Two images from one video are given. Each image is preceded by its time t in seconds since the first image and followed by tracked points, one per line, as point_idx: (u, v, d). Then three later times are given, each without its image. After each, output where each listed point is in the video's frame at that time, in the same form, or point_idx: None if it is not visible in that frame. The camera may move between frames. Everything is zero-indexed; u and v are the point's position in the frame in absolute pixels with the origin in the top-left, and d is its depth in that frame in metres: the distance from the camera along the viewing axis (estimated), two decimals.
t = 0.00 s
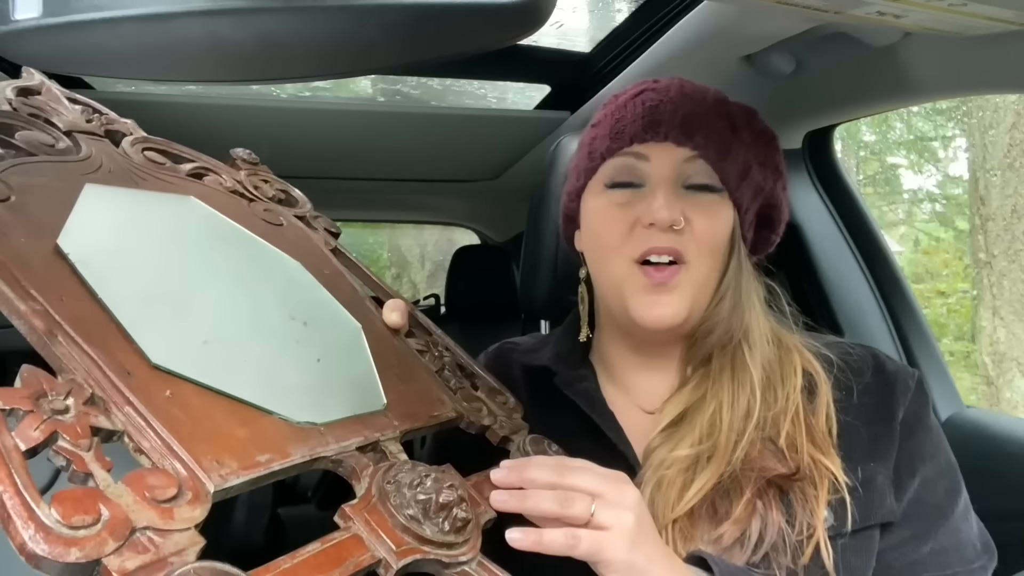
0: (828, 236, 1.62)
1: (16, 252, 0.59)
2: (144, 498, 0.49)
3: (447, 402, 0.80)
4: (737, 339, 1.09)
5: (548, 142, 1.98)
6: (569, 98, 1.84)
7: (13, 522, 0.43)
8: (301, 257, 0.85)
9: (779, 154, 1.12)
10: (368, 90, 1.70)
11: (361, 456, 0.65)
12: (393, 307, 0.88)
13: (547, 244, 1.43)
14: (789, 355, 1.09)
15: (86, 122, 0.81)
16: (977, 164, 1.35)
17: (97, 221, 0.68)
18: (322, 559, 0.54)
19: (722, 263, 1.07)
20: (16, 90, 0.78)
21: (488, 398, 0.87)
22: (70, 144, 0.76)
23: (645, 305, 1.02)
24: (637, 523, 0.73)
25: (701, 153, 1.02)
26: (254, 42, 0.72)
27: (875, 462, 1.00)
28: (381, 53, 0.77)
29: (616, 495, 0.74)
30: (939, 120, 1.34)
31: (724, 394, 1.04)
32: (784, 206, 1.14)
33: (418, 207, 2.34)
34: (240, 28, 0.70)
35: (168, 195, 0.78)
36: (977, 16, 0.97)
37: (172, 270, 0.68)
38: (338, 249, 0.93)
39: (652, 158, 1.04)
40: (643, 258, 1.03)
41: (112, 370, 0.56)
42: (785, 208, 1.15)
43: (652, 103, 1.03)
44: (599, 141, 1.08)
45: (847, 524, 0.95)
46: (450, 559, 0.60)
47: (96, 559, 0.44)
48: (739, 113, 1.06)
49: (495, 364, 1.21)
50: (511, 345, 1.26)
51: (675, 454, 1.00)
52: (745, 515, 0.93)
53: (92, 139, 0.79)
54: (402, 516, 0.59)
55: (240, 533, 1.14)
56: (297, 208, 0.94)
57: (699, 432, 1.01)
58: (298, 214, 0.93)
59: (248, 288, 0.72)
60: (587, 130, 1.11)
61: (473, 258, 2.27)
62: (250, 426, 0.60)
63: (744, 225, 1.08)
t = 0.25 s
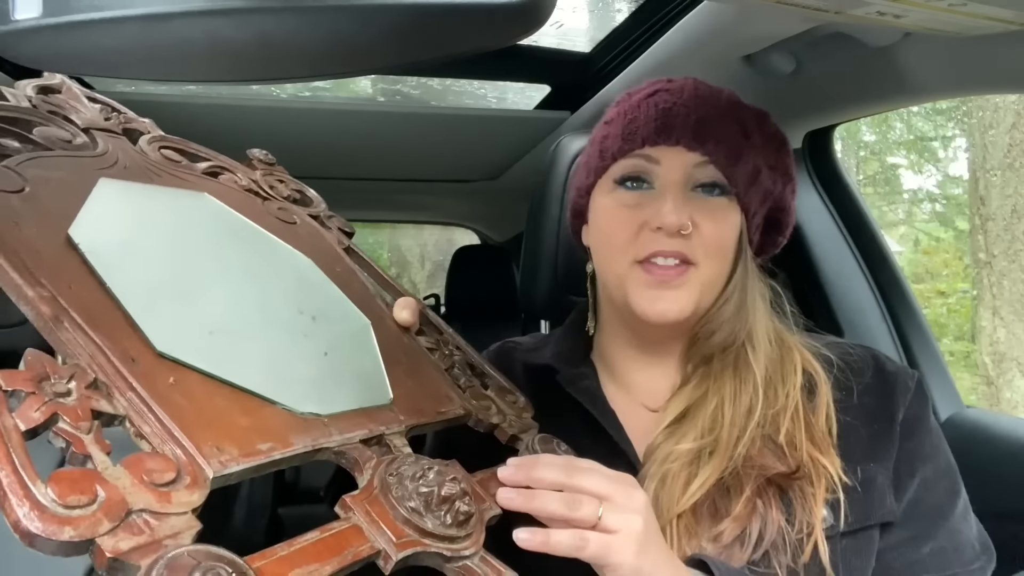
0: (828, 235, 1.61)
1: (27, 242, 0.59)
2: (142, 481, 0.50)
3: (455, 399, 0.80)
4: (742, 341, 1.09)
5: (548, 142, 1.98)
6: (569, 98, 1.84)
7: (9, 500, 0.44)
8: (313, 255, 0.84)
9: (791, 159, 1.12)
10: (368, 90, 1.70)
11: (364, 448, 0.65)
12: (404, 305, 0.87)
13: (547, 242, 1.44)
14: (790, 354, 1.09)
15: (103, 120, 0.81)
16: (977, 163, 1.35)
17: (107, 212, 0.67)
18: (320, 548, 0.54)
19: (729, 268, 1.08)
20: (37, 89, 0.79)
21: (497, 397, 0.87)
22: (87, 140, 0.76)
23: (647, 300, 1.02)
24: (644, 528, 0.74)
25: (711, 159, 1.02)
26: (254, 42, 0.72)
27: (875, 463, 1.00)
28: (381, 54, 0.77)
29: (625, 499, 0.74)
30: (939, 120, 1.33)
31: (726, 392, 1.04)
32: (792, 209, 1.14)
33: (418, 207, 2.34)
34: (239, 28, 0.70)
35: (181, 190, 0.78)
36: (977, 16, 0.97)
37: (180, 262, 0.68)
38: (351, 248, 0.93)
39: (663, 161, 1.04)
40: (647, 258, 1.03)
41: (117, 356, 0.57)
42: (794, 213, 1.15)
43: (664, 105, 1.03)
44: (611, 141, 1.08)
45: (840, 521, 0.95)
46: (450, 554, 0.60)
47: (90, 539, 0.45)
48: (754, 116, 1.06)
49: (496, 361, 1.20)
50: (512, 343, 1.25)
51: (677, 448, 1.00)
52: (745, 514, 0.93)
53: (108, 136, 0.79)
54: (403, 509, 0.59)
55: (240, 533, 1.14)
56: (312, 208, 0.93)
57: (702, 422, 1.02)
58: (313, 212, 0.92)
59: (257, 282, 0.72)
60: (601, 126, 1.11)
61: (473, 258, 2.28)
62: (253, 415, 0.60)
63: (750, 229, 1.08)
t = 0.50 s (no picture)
0: (829, 234, 1.60)
1: (40, 233, 0.60)
2: (140, 476, 0.50)
3: (463, 402, 0.79)
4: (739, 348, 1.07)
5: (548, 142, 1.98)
6: (569, 98, 1.84)
7: (4, 490, 0.44)
8: (326, 252, 0.84)
9: (821, 186, 1.13)
10: (368, 90, 1.70)
11: (367, 449, 0.65)
12: (416, 306, 0.86)
13: (547, 241, 1.44)
14: (789, 361, 1.07)
15: (123, 115, 0.81)
16: (977, 164, 1.35)
17: (116, 204, 0.68)
18: (317, 549, 0.54)
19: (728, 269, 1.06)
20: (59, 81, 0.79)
21: (507, 402, 0.86)
22: (105, 134, 0.77)
23: (635, 282, 1.02)
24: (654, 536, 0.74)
25: (728, 157, 1.03)
26: (254, 42, 0.72)
27: (876, 466, 1.01)
28: (380, 55, 0.77)
29: (634, 508, 0.74)
30: (939, 120, 1.33)
31: (726, 400, 1.03)
32: (813, 236, 1.13)
33: (418, 207, 2.34)
34: (240, 28, 0.70)
35: (197, 185, 0.78)
36: (977, 16, 0.97)
37: (190, 258, 0.68)
38: (366, 248, 0.92)
39: (681, 151, 1.05)
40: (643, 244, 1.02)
41: (122, 348, 0.57)
42: (813, 238, 1.14)
43: (698, 101, 1.05)
44: (641, 124, 1.11)
45: (859, 528, 0.96)
46: (450, 560, 0.60)
47: (83, 532, 0.45)
48: (784, 131, 1.07)
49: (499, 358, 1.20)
50: (514, 342, 1.25)
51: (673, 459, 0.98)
52: (747, 520, 0.94)
53: (128, 130, 0.79)
54: (404, 514, 0.59)
55: (240, 532, 1.15)
56: (328, 207, 0.93)
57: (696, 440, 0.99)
58: (329, 212, 0.92)
59: (265, 280, 0.72)
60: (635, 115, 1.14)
61: (473, 258, 2.28)
62: (257, 412, 0.60)
63: (760, 242, 1.08)
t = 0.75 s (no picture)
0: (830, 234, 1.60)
1: (49, 231, 0.61)
2: (132, 474, 0.50)
3: (475, 406, 0.77)
4: (751, 347, 1.07)
5: (548, 142, 1.98)
6: (569, 98, 1.84)
7: None
8: (342, 254, 0.83)
9: (831, 185, 1.12)
10: (368, 90, 1.70)
11: (371, 451, 0.65)
12: (429, 308, 0.85)
13: (547, 241, 1.44)
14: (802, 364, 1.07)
15: (143, 117, 0.82)
16: (977, 164, 1.34)
17: (127, 201, 0.68)
18: (313, 552, 0.54)
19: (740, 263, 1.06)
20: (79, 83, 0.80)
21: (522, 406, 0.84)
22: (122, 134, 0.77)
23: (646, 286, 1.02)
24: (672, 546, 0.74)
25: (740, 156, 1.03)
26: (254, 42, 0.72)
27: (886, 470, 1.01)
28: (380, 55, 0.78)
29: (653, 518, 0.74)
30: (939, 120, 1.33)
31: (738, 400, 1.03)
32: (823, 235, 1.13)
33: (418, 207, 2.34)
34: (239, 29, 0.71)
35: (216, 186, 0.78)
36: (978, 16, 0.96)
37: (199, 258, 0.68)
38: (384, 249, 0.91)
39: (692, 150, 1.06)
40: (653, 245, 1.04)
41: (124, 346, 0.57)
42: (823, 238, 1.13)
43: (706, 100, 1.05)
44: (648, 124, 1.11)
45: (869, 532, 0.96)
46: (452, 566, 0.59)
47: (69, 531, 0.45)
48: (792, 129, 1.07)
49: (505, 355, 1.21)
50: (519, 341, 1.24)
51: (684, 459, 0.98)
52: (757, 523, 0.93)
53: (146, 131, 0.80)
54: (406, 519, 0.59)
55: (240, 534, 1.15)
56: (348, 208, 0.92)
57: (707, 440, 0.99)
58: (347, 213, 0.90)
59: (274, 281, 0.72)
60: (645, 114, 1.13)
61: (473, 258, 2.27)
62: (257, 412, 0.60)
63: (771, 241, 1.08)
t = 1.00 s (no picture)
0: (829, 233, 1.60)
1: (50, 233, 0.62)
2: (117, 474, 0.50)
3: (475, 410, 0.77)
4: (757, 347, 1.07)
5: (547, 142, 1.98)
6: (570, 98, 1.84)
7: None
8: (346, 257, 0.83)
9: (829, 181, 1.12)
10: (368, 90, 1.71)
11: (363, 455, 0.64)
12: (432, 312, 0.84)
13: (547, 241, 1.44)
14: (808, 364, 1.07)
15: (153, 120, 0.82)
16: (977, 164, 1.34)
17: (129, 202, 0.69)
18: (296, 557, 0.53)
19: (741, 266, 1.06)
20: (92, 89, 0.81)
21: (524, 411, 0.82)
22: (132, 137, 0.78)
23: (652, 283, 1.01)
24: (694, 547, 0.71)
25: (738, 157, 1.03)
26: (254, 40, 0.73)
27: (892, 472, 1.01)
28: (379, 55, 0.78)
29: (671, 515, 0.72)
30: (939, 120, 1.33)
31: (744, 399, 1.03)
32: (822, 231, 1.13)
33: (418, 207, 2.34)
34: (239, 28, 0.72)
35: (220, 189, 0.78)
36: (978, 16, 0.96)
37: (198, 260, 0.68)
38: (390, 253, 0.90)
39: (690, 151, 1.05)
40: (659, 244, 1.02)
41: (117, 347, 0.58)
42: (822, 231, 1.13)
43: (705, 100, 1.05)
44: (646, 126, 1.10)
45: (868, 535, 0.96)
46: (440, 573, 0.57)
47: (50, 530, 0.45)
48: (789, 127, 1.07)
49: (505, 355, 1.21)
50: (519, 341, 1.24)
51: (692, 458, 0.98)
52: (764, 525, 0.93)
53: (156, 135, 0.80)
54: (394, 524, 0.57)
55: (239, 535, 1.15)
56: (356, 212, 0.91)
57: (716, 437, 0.99)
58: (355, 216, 0.91)
59: (272, 281, 0.72)
60: (643, 114, 1.13)
61: (473, 258, 2.27)
62: (249, 414, 0.60)
63: (771, 239, 1.08)
